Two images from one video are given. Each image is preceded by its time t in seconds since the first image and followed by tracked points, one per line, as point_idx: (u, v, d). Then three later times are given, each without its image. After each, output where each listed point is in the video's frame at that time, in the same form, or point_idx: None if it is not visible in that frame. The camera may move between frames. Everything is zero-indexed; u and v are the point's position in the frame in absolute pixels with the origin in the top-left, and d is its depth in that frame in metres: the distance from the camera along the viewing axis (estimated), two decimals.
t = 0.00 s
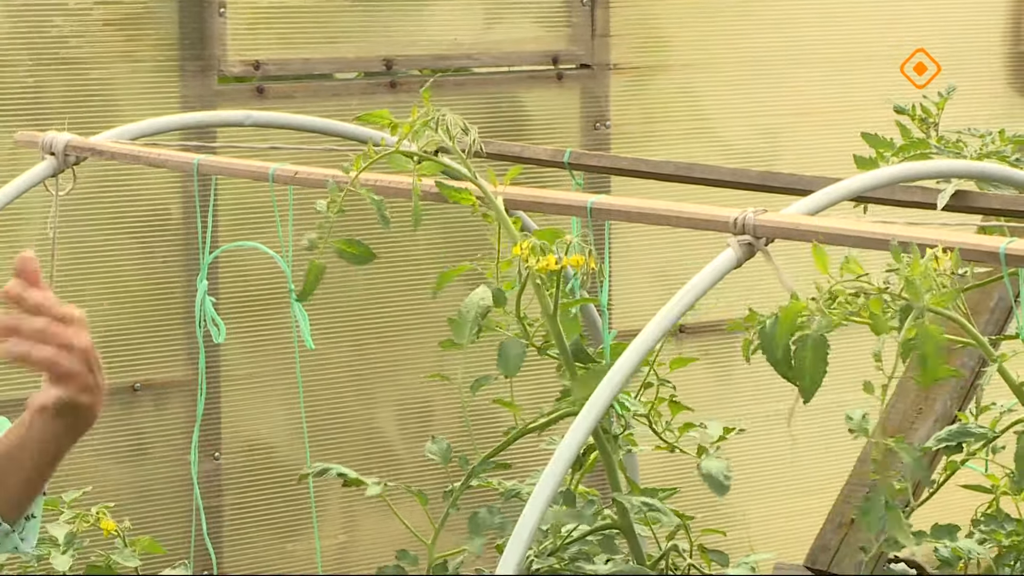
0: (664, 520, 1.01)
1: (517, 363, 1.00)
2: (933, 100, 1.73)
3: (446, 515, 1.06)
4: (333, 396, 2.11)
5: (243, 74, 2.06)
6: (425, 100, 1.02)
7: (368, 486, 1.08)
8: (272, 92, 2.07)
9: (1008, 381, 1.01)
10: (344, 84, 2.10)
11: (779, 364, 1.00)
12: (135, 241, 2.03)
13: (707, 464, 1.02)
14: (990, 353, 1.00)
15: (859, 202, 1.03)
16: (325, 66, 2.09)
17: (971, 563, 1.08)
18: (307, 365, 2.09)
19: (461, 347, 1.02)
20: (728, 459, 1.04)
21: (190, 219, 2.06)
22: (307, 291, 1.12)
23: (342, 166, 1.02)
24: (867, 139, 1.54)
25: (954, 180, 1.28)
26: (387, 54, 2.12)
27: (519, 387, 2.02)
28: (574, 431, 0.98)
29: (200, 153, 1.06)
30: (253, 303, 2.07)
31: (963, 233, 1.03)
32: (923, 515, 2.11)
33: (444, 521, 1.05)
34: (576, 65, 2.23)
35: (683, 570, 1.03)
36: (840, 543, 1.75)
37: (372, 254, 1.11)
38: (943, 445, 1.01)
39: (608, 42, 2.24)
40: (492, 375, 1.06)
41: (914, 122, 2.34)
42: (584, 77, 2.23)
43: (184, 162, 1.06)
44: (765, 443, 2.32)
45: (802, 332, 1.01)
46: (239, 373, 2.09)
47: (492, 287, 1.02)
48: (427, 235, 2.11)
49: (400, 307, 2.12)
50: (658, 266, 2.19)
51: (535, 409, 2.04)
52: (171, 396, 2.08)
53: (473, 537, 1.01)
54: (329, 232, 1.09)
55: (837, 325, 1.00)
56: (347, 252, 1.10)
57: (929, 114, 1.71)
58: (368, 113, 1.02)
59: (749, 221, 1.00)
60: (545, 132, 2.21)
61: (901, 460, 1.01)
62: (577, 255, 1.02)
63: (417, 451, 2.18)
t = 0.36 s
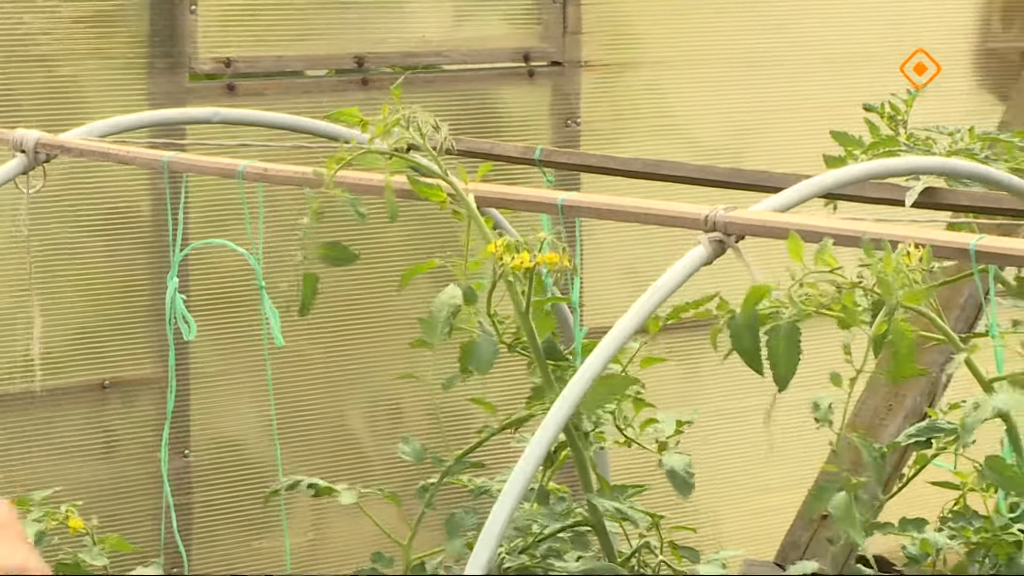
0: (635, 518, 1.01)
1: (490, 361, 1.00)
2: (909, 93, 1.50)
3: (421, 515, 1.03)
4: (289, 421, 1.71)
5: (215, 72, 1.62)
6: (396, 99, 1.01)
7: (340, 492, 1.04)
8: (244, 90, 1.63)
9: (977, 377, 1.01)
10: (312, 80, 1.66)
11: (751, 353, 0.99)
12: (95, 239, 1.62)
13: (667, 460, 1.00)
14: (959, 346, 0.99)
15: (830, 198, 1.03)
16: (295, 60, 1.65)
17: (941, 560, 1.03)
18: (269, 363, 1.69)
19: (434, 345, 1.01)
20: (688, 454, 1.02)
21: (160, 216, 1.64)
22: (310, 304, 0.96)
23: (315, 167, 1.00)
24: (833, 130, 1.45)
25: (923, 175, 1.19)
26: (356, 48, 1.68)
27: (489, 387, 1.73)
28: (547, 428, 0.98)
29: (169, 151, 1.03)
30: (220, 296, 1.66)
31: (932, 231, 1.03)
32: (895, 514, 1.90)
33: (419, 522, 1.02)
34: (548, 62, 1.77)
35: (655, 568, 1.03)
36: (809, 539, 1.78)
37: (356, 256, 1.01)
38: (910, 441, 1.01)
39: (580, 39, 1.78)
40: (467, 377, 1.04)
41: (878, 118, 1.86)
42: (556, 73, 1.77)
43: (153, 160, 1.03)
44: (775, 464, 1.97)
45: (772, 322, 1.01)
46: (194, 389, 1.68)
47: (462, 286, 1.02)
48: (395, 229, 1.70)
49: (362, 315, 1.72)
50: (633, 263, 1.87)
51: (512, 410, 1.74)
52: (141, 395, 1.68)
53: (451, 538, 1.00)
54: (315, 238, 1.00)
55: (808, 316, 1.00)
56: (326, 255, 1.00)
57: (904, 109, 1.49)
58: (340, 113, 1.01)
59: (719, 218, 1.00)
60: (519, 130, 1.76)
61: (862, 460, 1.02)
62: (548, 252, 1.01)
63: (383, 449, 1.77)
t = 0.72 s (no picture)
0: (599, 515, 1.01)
1: (456, 356, 0.99)
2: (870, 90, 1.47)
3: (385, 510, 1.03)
4: (259, 417, 1.71)
5: (179, 69, 1.62)
6: (359, 95, 1.00)
7: (305, 483, 1.02)
8: (210, 87, 1.63)
9: (940, 374, 1.02)
10: (278, 78, 1.66)
11: (715, 347, 0.99)
12: (68, 237, 1.62)
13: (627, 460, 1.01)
14: (920, 343, 1.00)
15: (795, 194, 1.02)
16: (261, 59, 1.65)
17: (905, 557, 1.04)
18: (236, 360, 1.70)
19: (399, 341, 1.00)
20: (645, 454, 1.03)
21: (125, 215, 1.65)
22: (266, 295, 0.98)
23: (278, 163, 1.00)
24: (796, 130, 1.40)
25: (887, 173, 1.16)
26: (322, 47, 1.68)
27: (453, 383, 1.76)
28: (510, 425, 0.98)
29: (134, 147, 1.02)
30: (191, 296, 1.66)
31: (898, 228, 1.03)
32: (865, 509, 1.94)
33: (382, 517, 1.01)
34: (511, 59, 1.78)
35: (620, 565, 1.03)
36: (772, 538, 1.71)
37: (319, 250, 1.00)
38: (874, 437, 1.02)
39: (543, 37, 1.79)
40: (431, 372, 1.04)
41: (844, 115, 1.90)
42: (520, 70, 1.78)
43: (119, 157, 1.03)
44: (739, 459, 1.98)
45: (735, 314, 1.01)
46: (162, 385, 1.68)
47: (428, 283, 1.02)
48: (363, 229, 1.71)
49: (331, 309, 1.72)
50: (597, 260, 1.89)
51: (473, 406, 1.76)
52: (106, 393, 1.67)
53: (410, 529, 1.01)
54: (278, 231, 1.00)
55: (768, 313, 1.01)
56: (289, 250, 1.00)
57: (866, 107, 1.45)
58: (303, 109, 1.00)
59: (684, 215, 0.99)
60: (478, 128, 1.77)
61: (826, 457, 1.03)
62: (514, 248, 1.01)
63: (351, 447, 1.76)
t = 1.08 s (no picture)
0: (570, 514, 1.01)
1: (423, 356, 0.99)
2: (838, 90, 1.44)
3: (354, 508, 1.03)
4: (233, 414, 1.73)
5: (149, 66, 1.62)
6: (328, 93, 1.01)
7: (272, 481, 1.03)
8: (180, 85, 1.64)
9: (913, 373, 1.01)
10: (248, 77, 1.67)
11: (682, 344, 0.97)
12: (34, 237, 1.62)
13: (601, 458, 1.00)
14: (892, 341, 1.00)
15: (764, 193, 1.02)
16: (230, 58, 1.65)
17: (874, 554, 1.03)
18: (208, 360, 1.70)
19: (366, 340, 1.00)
20: (621, 453, 1.01)
21: (94, 215, 1.64)
22: (229, 296, 1.01)
23: (248, 161, 1.00)
24: (765, 128, 1.38)
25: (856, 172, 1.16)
26: (292, 46, 1.69)
27: (422, 383, 1.78)
28: (479, 424, 0.98)
29: (103, 146, 1.03)
30: (163, 295, 1.67)
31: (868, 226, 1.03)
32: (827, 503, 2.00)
33: (351, 515, 1.02)
34: (481, 58, 1.79)
35: (589, 564, 1.03)
36: (743, 536, 1.74)
37: (284, 248, 1.03)
38: (846, 435, 1.01)
39: (513, 35, 1.80)
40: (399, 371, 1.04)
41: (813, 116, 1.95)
42: (489, 69, 1.80)
43: (89, 156, 1.03)
44: (707, 457, 2.03)
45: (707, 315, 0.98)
46: (131, 385, 1.69)
47: (397, 281, 1.02)
48: (332, 228, 1.73)
49: (301, 307, 1.74)
50: (566, 257, 1.92)
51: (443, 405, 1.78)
52: (76, 390, 1.68)
53: (378, 530, 1.02)
54: (243, 229, 1.02)
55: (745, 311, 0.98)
56: (255, 247, 1.02)
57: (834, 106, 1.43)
58: (273, 109, 1.01)
59: (654, 213, 0.99)
60: (450, 126, 1.78)
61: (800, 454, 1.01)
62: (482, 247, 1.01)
63: (322, 444, 1.79)
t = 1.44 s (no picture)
0: (542, 513, 1.01)
1: (398, 353, 0.99)
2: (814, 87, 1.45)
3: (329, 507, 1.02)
4: (203, 415, 1.72)
5: (122, 65, 1.62)
6: (301, 92, 1.01)
7: (247, 482, 1.02)
8: (153, 84, 1.64)
9: (885, 371, 1.01)
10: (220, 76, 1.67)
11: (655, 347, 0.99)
12: (6, 236, 1.62)
13: (573, 455, 1.00)
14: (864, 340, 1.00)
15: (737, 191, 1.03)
16: (202, 57, 1.65)
17: (847, 551, 1.03)
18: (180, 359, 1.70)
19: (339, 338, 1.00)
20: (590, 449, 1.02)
21: (67, 212, 1.64)
22: (197, 293, 1.01)
23: (221, 159, 1.00)
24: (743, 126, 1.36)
25: (834, 170, 1.16)
26: (264, 44, 1.69)
27: (395, 380, 1.77)
28: (452, 424, 0.98)
29: (76, 144, 1.03)
30: (135, 295, 1.67)
31: (842, 225, 1.03)
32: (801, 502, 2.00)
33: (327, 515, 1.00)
34: (455, 56, 1.79)
35: (562, 562, 1.03)
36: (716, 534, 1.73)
37: (259, 246, 1.02)
38: (818, 433, 1.02)
39: (486, 34, 1.80)
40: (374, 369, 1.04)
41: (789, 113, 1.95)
42: (462, 68, 1.80)
43: (62, 155, 1.03)
44: (680, 455, 2.03)
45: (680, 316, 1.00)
46: (104, 383, 1.68)
47: (370, 279, 1.02)
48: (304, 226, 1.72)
49: (274, 307, 1.73)
50: (540, 256, 1.91)
51: (416, 403, 1.79)
52: (49, 389, 1.67)
53: (356, 527, 1.00)
54: (215, 227, 1.02)
55: (713, 310, 1.01)
56: (224, 244, 1.01)
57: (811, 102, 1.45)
58: (247, 108, 1.01)
59: (627, 212, 1.00)
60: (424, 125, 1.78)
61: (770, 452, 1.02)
62: (458, 245, 1.01)
63: (295, 443, 1.78)
